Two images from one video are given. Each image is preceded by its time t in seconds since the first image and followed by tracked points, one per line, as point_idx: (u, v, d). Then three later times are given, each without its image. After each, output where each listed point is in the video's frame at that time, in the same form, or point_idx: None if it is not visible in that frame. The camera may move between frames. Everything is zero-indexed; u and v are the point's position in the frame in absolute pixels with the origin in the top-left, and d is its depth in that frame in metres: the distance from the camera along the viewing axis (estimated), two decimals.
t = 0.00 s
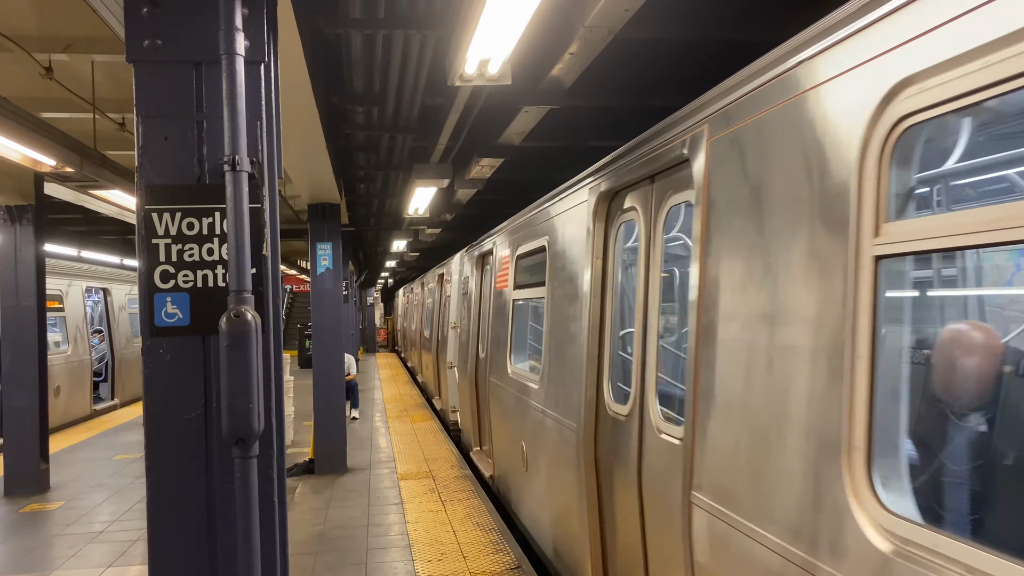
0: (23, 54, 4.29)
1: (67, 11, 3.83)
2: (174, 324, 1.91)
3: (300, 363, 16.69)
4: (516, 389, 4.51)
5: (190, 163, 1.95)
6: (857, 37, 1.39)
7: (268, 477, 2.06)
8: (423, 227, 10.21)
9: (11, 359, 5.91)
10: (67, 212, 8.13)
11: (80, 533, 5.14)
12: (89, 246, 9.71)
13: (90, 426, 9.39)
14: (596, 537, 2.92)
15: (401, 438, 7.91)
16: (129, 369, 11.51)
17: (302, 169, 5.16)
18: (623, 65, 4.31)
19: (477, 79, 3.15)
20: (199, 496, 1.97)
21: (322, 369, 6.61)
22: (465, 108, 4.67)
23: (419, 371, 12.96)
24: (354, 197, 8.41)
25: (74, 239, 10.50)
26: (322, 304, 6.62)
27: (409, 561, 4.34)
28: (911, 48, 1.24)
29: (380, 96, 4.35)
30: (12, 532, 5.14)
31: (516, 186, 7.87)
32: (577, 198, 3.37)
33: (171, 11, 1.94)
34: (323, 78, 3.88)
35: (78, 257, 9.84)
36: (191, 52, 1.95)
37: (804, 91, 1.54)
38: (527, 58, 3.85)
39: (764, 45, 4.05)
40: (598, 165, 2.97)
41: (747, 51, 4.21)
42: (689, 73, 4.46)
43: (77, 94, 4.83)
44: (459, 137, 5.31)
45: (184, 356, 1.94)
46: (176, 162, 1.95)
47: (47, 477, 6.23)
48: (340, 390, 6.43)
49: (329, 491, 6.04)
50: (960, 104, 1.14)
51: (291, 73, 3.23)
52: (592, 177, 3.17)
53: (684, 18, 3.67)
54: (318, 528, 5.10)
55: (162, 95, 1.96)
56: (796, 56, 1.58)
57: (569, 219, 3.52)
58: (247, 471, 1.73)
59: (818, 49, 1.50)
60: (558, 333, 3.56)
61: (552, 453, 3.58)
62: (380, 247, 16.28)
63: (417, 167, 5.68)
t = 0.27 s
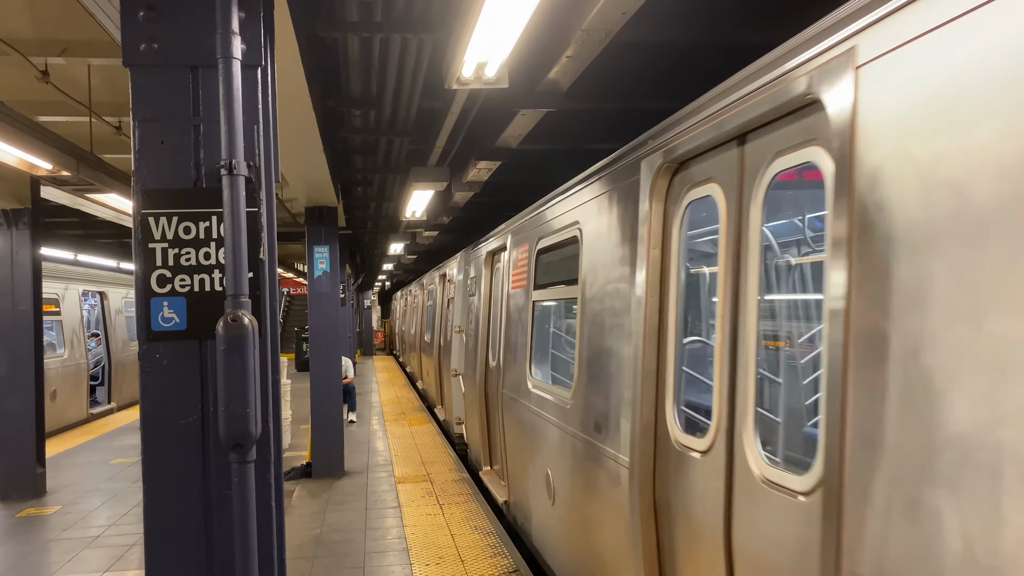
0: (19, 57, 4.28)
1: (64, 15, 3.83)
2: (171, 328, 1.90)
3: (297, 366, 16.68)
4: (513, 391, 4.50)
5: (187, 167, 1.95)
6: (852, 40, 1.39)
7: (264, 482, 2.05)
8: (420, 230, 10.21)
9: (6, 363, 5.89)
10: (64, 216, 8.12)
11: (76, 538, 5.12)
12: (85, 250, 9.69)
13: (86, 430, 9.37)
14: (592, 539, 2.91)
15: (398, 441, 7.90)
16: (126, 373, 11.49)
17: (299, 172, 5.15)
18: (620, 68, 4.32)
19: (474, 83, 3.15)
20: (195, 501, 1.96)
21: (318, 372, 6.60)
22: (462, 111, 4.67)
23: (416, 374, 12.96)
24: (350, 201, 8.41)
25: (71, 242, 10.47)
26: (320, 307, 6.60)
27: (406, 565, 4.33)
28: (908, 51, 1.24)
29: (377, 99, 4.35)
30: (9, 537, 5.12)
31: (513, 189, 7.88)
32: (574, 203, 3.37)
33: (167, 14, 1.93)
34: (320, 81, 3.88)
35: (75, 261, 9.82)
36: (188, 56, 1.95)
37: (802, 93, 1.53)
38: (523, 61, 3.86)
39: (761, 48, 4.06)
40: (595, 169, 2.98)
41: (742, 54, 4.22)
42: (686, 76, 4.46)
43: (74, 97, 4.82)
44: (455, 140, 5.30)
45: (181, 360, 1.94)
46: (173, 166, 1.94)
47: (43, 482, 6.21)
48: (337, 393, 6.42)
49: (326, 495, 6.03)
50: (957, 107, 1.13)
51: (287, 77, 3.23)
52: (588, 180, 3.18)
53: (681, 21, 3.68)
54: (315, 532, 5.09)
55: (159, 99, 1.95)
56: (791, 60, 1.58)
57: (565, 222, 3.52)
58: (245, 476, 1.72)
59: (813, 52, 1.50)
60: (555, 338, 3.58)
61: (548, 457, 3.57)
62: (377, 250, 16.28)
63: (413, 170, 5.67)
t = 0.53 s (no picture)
0: (15, 59, 4.28)
1: (60, 17, 3.82)
2: (167, 331, 1.90)
3: (294, 369, 16.66)
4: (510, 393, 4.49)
5: (182, 169, 1.94)
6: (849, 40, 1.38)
7: (260, 485, 2.04)
8: (418, 232, 10.20)
9: (3, 366, 5.88)
10: (60, 218, 8.11)
11: (73, 541, 5.11)
12: (82, 252, 9.68)
13: (83, 433, 9.35)
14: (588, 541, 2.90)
15: (395, 443, 7.89)
16: (123, 376, 11.47)
17: (296, 174, 5.14)
18: (617, 69, 4.32)
19: (471, 84, 3.15)
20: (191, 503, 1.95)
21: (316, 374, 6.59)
22: (459, 113, 4.67)
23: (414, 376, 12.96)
24: (347, 203, 8.40)
25: (67, 245, 10.45)
26: (317, 309, 6.59)
27: (404, 568, 4.32)
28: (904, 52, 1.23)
29: (374, 101, 4.35)
30: (6, 540, 5.11)
31: (510, 191, 7.88)
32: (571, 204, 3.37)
33: (162, 16, 1.93)
34: (317, 83, 3.88)
35: (71, 263, 9.81)
36: (183, 57, 1.94)
37: (798, 93, 1.52)
38: (520, 63, 3.86)
39: (758, 50, 4.06)
40: (592, 170, 2.97)
41: (738, 55, 4.22)
42: (683, 77, 4.47)
43: (70, 99, 4.81)
44: (452, 142, 5.30)
45: (176, 363, 1.93)
46: (168, 168, 1.94)
47: (39, 485, 6.19)
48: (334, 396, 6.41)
49: (323, 497, 6.02)
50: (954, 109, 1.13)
51: (284, 78, 3.22)
52: (584, 181, 3.18)
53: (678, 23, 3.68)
54: (312, 534, 5.08)
55: (154, 101, 1.95)
56: (785, 60, 1.57)
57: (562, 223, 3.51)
58: (241, 479, 1.72)
59: (808, 52, 1.49)
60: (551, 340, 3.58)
61: (545, 459, 3.58)
62: (375, 252, 16.26)
63: (410, 172, 5.67)
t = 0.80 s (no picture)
0: (12, 59, 4.27)
1: (58, 17, 3.82)
2: (163, 331, 1.89)
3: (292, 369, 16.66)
4: (508, 393, 4.48)
5: (178, 168, 1.94)
6: (848, 38, 1.37)
7: (256, 486, 2.04)
8: (416, 233, 10.20)
9: None
10: (58, 219, 8.09)
11: (70, 542, 5.10)
12: (79, 253, 9.66)
13: (81, 434, 9.34)
14: (586, 542, 2.89)
15: (393, 444, 7.88)
16: (121, 377, 11.45)
17: (293, 174, 5.13)
18: (615, 70, 4.32)
19: (468, 84, 3.14)
20: (188, 503, 1.95)
21: (314, 375, 6.58)
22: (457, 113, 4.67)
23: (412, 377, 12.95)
24: (345, 203, 8.39)
25: (65, 245, 10.44)
26: (315, 310, 6.59)
27: (402, 569, 4.31)
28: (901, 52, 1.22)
29: (371, 101, 4.35)
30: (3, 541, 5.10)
31: (509, 191, 7.87)
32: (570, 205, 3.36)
33: (158, 15, 1.92)
34: (315, 83, 3.87)
35: (69, 264, 9.79)
36: (179, 56, 1.94)
37: (799, 92, 1.51)
38: (518, 64, 3.86)
39: (756, 50, 4.06)
40: (591, 172, 2.97)
41: (735, 55, 4.23)
42: (680, 78, 4.47)
43: (67, 100, 4.80)
44: (450, 142, 5.30)
45: (172, 363, 1.92)
46: (164, 167, 1.93)
47: (37, 486, 6.18)
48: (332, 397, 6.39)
49: (322, 498, 6.01)
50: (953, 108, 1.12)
51: (281, 79, 3.22)
52: (582, 183, 3.18)
53: (676, 23, 3.68)
54: (310, 535, 5.07)
55: (150, 100, 1.94)
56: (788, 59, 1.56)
57: (562, 222, 3.49)
58: (236, 479, 1.71)
59: (811, 51, 1.48)
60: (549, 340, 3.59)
61: (543, 459, 3.58)
62: (373, 253, 16.25)
63: (408, 172, 5.66)
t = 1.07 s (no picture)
0: (9, 58, 4.26)
1: (55, 16, 3.81)
2: (159, 330, 1.88)
3: (292, 369, 16.65)
4: (506, 392, 4.47)
5: (174, 167, 1.93)
6: (849, 38, 1.35)
7: (254, 487, 2.03)
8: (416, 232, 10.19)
9: None
10: (56, 218, 8.08)
11: (69, 542, 5.09)
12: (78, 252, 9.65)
13: (80, 433, 9.33)
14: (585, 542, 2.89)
15: (393, 444, 7.87)
16: (120, 376, 11.45)
17: (292, 174, 5.12)
18: (614, 69, 4.31)
19: (466, 83, 3.13)
20: (185, 504, 1.94)
21: (313, 375, 6.57)
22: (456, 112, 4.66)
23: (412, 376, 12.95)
24: (345, 202, 8.38)
25: (64, 245, 10.42)
26: (314, 309, 6.58)
27: (401, 569, 4.31)
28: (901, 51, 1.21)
29: (370, 100, 4.34)
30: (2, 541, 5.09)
31: (508, 190, 7.86)
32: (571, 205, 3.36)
33: (154, 13, 1.92)
34: (313, 82, 3.86)
35: (68, 264, 9.78)
36: (175, 54, 1.93)
37: (799, 91, 1.49)
38: (517, 62, 3.85)
39: (755, 49, 4.06)
40: (594, 171, 2.97)
41: (734, 54, 4.22)
42: (680, 76, 4.46)
43: (65, 99, 4.79)
44: (449, 141, 5.29)
45: (168, 363, 1.92)
46: (160, 166, 1.92)
47: (35, 485, 6.17)
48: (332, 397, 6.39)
49: (321, 498, 6.00)
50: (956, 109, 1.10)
51: (280, 77, 3.21)
52: (584, 183, 3.18)
53: (675, 22, 3.67)
54: (309, 535, 5.06)
55: (146, 98, 1.93)
56: (791, 56, 1.54)
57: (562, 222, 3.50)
58: (233, 480, 1.70)
59: (814, 48, 1.46)
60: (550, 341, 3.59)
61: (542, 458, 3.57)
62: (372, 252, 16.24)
63: (407, 172, 5.65)
